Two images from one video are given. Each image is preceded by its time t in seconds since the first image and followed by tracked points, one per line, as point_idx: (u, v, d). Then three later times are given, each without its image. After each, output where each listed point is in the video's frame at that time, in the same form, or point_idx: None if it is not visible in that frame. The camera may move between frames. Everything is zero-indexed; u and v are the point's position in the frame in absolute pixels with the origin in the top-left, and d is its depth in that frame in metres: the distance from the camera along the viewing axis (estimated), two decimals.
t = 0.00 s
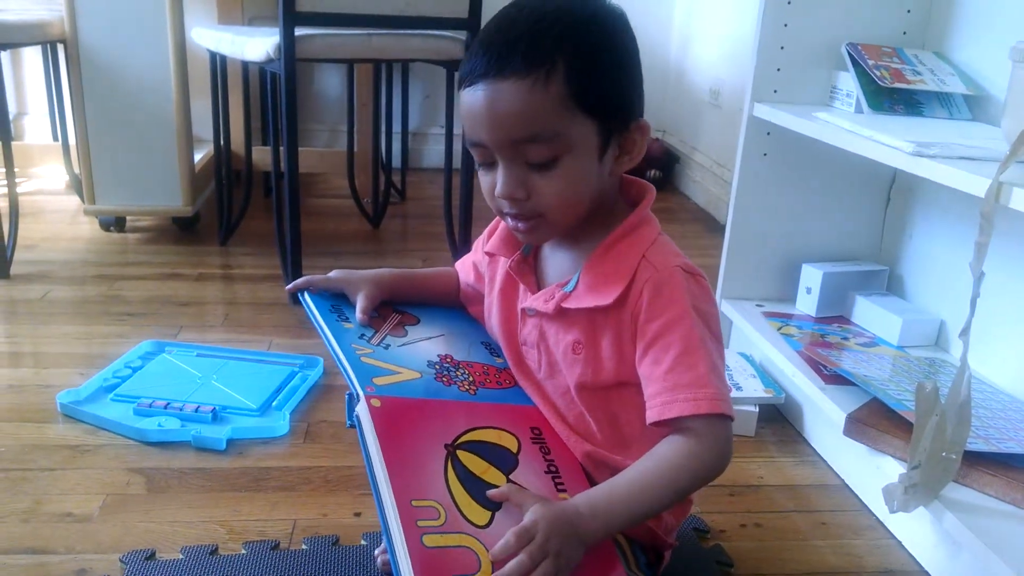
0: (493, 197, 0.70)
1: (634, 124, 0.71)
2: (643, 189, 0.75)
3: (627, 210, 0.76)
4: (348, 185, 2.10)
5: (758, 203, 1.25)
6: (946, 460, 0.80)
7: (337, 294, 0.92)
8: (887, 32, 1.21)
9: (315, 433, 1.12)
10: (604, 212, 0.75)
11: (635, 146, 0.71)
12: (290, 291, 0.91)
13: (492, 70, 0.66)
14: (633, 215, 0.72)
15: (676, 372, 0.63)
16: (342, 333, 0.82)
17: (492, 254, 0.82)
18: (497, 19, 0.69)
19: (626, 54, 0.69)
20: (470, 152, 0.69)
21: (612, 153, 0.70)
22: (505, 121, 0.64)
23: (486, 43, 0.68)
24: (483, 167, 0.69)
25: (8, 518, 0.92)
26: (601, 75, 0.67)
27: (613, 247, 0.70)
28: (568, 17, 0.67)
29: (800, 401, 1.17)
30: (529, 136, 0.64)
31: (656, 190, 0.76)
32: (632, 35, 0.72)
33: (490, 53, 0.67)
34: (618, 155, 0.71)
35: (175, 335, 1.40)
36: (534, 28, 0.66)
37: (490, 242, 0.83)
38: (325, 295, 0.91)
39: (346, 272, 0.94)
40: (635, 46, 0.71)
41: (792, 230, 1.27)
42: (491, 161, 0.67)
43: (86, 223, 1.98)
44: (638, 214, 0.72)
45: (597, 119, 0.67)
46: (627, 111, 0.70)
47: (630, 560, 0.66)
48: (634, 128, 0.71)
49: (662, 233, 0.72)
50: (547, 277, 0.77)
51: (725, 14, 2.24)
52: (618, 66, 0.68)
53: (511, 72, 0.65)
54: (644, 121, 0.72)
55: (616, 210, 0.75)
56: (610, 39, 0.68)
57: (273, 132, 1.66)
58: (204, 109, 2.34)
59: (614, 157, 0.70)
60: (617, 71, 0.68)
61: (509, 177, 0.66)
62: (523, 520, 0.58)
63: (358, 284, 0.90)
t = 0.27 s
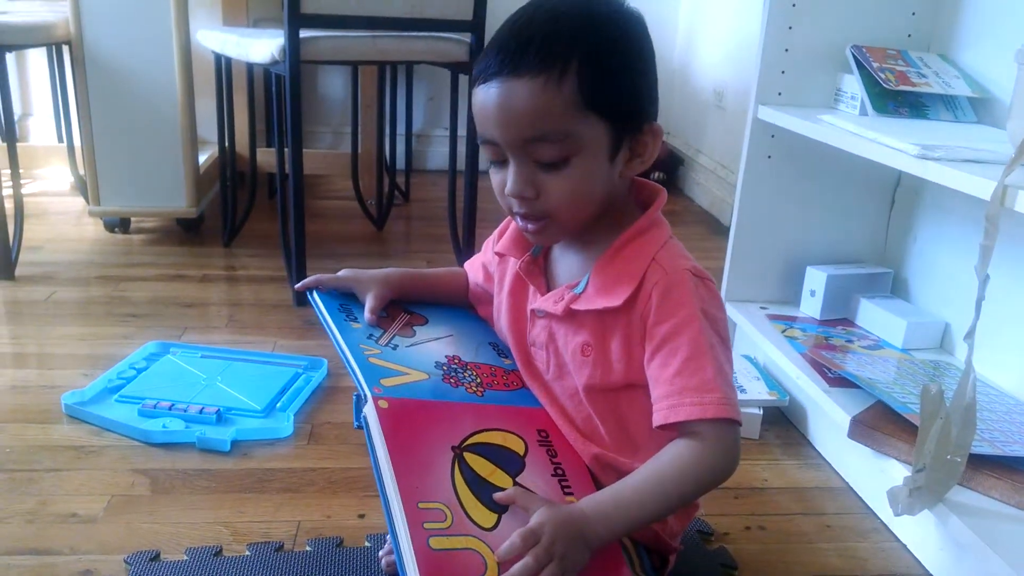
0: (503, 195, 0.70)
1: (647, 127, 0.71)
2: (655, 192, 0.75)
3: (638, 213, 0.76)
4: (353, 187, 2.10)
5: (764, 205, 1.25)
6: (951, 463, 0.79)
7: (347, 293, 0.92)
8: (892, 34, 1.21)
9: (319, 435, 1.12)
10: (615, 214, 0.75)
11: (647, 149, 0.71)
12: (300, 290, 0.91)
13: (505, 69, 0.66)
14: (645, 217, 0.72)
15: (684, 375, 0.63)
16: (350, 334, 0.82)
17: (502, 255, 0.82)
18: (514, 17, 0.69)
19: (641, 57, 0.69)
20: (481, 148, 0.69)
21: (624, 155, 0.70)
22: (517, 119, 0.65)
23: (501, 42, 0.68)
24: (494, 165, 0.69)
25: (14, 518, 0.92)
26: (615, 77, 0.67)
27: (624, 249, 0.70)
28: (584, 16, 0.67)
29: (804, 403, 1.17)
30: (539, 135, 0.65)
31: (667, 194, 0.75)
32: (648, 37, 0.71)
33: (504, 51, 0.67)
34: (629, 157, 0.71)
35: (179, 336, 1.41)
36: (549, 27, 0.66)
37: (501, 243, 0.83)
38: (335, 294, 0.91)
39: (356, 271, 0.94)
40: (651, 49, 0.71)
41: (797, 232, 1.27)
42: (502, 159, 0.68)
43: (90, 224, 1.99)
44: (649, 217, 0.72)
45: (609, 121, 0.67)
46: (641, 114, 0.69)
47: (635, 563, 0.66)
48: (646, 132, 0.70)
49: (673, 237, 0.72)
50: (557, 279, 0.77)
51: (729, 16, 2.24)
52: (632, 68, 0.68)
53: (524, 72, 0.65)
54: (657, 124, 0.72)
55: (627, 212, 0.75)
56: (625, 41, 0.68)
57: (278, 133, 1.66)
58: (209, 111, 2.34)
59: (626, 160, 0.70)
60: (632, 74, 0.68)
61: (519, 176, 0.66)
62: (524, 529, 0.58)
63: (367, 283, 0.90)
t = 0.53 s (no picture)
0: (509, 202, 0.70)
1: (651, 131, 0.70)
2: (663, 197, 0.75)
3: (646, 217, 0.75)
4: (355, 189, 2.10)
5: (766, 208, 1.25)
6: (955, 466, 0.79)
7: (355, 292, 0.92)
8: (894, 37, 1.21)
9: (322, 437, 1.12)
10: (623, 219, 0.75)
11: (652, 153, 0.71)
12: (309, 288, 0.91)
13: (507, 76, 0.66)
14: (652, 222, 0.72)
15: (688, 383, 0.63)
16: (357, 332, 0.82)
17: (510, 258, 0.82)
18: (516, 25, 0.69)
19: (645, 61, 0.69)
20: (485, 157, 0.69)
21: (628, 160, 0.70)
22: (519, 128, 0.65)
23: (503, 49, 0.68)
24: (499, 172, 0.69)
25: (16, 521, 0.92)
26: (618, 83, 0.66)
27: (630, 255, 0.70)
28: (584, 23, 0.67)
29: (807, 406, 1.17)
30: (542, 143, 0.65)
31: (675, 199, 0.75)
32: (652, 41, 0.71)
33: (507, 59, 0.67)
34: (633, 162, 0.70)
35: (182, 339, 1.41)
36: (552, 34, 0.66)
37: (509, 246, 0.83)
38: (344, 294, 0.91)
39: (365, 270, 0.94)
40: (654, 53, 0.71)
41: (800, 234, 1.27)
42: (506, 166, 0.68)
43: (93, 226, 1.99)
44: (657, 221, 0.72)
45: (613, 127, 0.67)
46: (644, 118, 0.69)
47: (638, 567, 0.66)
48: (651, 136, 0.70)
49: (680, 242, 0.71)
50: (564, 282, 0.77)
51: (731, 18, 2.24)
52: (634, 72, 0.68)
53: (526, 79, 0.65)
54: (662, 127, 0.71)
55: (634, 216, 0.75)
56: (629, 45, 0.68)
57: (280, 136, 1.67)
58: (211, 113, 2.34)
59: (631, 164, 0.70)
60: (635, 78, 0.68)
61: (523, 183, 0.66)
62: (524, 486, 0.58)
63: (376, 283, 0.90)
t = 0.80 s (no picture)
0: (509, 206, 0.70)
1: (651, 133, 0.70)
2: (665, 200, 0.75)
3: (648, 221, 0.75)
4: (356, 191, 2.11)
5: (767, 209, 1.25)
6: (956, 468, 0.80)
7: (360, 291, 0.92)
8: (895, 39, 1.21)
9: (322, 439, 1.12)
10: (626, 221, 0.74)
11: (652, 155, 0.71)
12: (315, 286, 0.91)
13: (506, 81, 0.66)
14: (654, 226, 0.72)
15: (688, 389, 0.63)
16: (362, 330, 0.82)
17: (512, 260, 0.82)
18: (515, 29, 0.69)
19: (644, 64, 0.69)
20: (485, 161, 0.69)
21: (629, 163, 0.70)
22: (518, 132, 0.65)
23: (501, 53, 0.68)
24: (499, 177, 0.69)
25: (17, 523, 0.92)
26: (617, 86, 0.66)
27: (631, 259, 0.70)
28: (583, 25, 0.67)
29: (808, 408, 1.17)
30: (541, 147, 0.65)
31: (676, 202, 0.75)
32: (652, 44, 0.71)
33: (505, 63, 0.67)
34: (634, 165, 0.70)
35: (182, 340, 1.41)
36: (550, 38, 0.66)
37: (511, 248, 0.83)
38: (349, 292, 0.91)
39: (370, 270, 0.94)
40: (654, 56, 0.71)
41: (801, 236, 1.27)
42: (506, 171, 0.68)
43: (93, 228, 1.99)
44: (659, 225, 0.72)
45: (612, 130, 0.66)
46: (644, 120, 0.69)
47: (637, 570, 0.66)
48: (651, 138, 0.70)
49: (681, 247, 0.71)
50: (566, 286, 0.78)
51: (731, 20, 2.24)
52: (633, 73, 0.68)
53: (524, 83, 0.65)
54: (662, 129, 0.71)
55: (636, 218, 0.75)
56: (627, 49, 0.68)
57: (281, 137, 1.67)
58: (212, 115, 2.35)
59: (632, 167, 0.70)
60: (635, 81, 0.68)
61: (523, 188, 0.66)
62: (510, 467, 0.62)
63: (381, 283, 0.90)
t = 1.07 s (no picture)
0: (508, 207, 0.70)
1: (649, 134, 0.70)
2: (665, 201, 0.75)
3: (648, 222, 0.75)
4: (356, 192, 2.10)
5: (767, 211, 1.25)
6: (955, 468, 0.80)
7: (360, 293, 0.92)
8: (894, 40, 1.21)
9: (322, 440, 1.12)
10: (625, 222, 0.74)
11: (651, 156, 0.71)
12: (314, 288, 0.91)
13: (505, 80, 0.66)
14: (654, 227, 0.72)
15: (688, 390, 0.63)
16: (362, 333, 0.82)
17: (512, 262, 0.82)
18: (515, 30, 0.69)
19: (643, 65, 0.69)
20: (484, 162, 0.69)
21: (628, 164, 0.69)
22: (517, 132, 0.65)
23: (501, 53, 0.68)
24: (498, 178, 0.69)
25: (17, 525, 0.92)
26: (616, 87, 0.66)
27: (631, 260, 0.70)
28: (581, 26, 0.67)
29: (807, 408, 1.17)
30: (539, 147, 0.65)
31: (676, 204, 0.75)
32: (652, 46, 0.71)
33: (505, 63, 0.67)
34: (633, 166, 0.70)
35: (182, 342, 1.41)
36: (550, 38, 0.67)
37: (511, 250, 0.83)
38: (348, 294, 0.91)
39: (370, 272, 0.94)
40: (653, 57, 0.71)
41: (800, 237, 1.27)
42: (505, 171, 0.68)
43: (93, 230, 1.99)
44: (659, 226, 0.72)
45: (611, 131, 0.66)
46: (642, 121, 0.69)
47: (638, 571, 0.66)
48: (650, 140, 0.70)
49: (681, 248, 0.71)
50: (566, 287, 0.78)
51: (731, 20, 2.24)
52: (632, 74, 0.68)
53: (523, 83, 0.65)
54: (661, 131, 0.71)
55: (636, 220, 0.75)
56: (627, 50, 0.68)
57: (281, 139, 1.67)
58: (212, 117, 2.35)
59: (631, 169, 0.70)
60: (633, 82, 0.68)
61: (522, 188, 0.66)
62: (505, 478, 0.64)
63: (381, 285, 0.90)
